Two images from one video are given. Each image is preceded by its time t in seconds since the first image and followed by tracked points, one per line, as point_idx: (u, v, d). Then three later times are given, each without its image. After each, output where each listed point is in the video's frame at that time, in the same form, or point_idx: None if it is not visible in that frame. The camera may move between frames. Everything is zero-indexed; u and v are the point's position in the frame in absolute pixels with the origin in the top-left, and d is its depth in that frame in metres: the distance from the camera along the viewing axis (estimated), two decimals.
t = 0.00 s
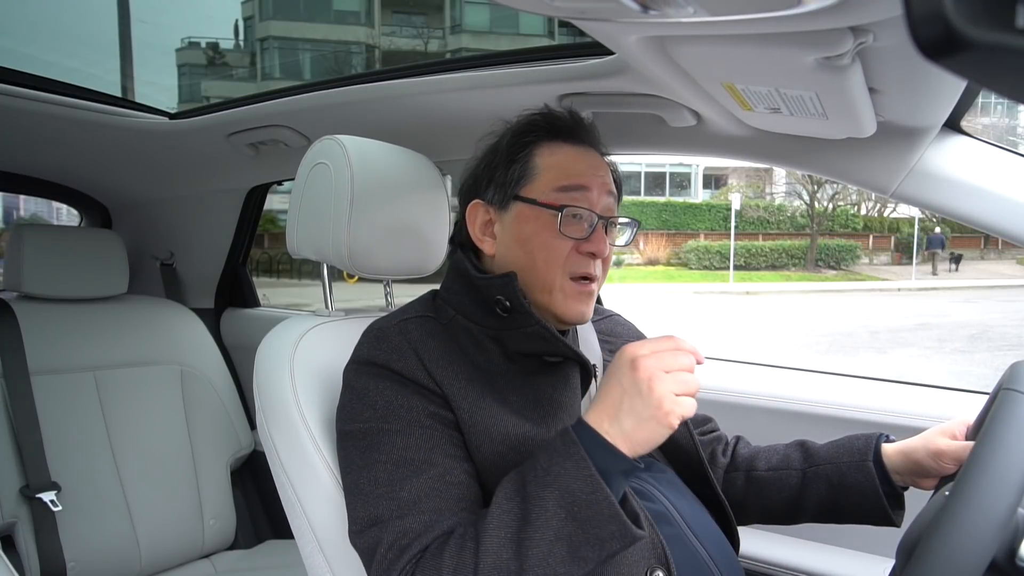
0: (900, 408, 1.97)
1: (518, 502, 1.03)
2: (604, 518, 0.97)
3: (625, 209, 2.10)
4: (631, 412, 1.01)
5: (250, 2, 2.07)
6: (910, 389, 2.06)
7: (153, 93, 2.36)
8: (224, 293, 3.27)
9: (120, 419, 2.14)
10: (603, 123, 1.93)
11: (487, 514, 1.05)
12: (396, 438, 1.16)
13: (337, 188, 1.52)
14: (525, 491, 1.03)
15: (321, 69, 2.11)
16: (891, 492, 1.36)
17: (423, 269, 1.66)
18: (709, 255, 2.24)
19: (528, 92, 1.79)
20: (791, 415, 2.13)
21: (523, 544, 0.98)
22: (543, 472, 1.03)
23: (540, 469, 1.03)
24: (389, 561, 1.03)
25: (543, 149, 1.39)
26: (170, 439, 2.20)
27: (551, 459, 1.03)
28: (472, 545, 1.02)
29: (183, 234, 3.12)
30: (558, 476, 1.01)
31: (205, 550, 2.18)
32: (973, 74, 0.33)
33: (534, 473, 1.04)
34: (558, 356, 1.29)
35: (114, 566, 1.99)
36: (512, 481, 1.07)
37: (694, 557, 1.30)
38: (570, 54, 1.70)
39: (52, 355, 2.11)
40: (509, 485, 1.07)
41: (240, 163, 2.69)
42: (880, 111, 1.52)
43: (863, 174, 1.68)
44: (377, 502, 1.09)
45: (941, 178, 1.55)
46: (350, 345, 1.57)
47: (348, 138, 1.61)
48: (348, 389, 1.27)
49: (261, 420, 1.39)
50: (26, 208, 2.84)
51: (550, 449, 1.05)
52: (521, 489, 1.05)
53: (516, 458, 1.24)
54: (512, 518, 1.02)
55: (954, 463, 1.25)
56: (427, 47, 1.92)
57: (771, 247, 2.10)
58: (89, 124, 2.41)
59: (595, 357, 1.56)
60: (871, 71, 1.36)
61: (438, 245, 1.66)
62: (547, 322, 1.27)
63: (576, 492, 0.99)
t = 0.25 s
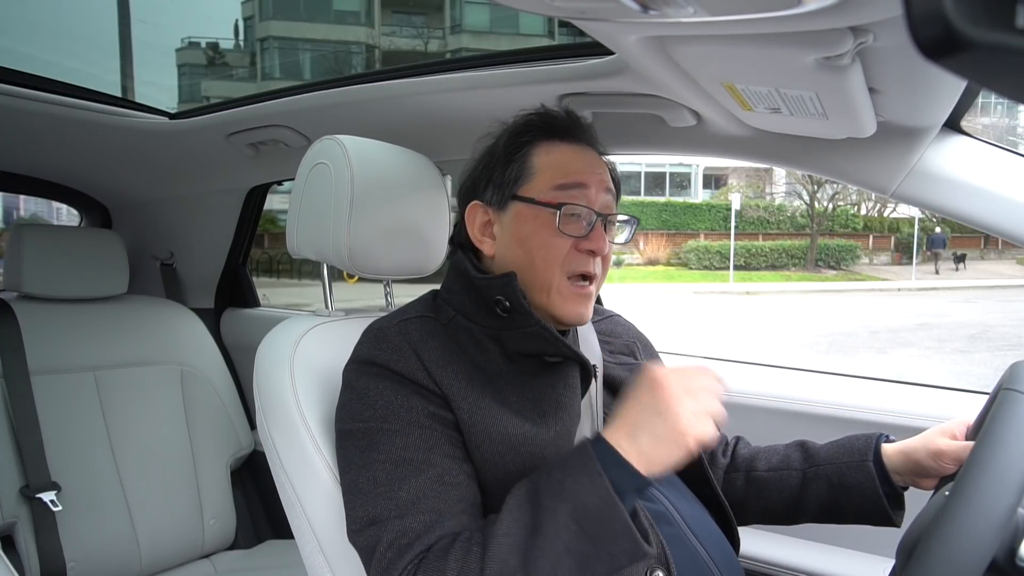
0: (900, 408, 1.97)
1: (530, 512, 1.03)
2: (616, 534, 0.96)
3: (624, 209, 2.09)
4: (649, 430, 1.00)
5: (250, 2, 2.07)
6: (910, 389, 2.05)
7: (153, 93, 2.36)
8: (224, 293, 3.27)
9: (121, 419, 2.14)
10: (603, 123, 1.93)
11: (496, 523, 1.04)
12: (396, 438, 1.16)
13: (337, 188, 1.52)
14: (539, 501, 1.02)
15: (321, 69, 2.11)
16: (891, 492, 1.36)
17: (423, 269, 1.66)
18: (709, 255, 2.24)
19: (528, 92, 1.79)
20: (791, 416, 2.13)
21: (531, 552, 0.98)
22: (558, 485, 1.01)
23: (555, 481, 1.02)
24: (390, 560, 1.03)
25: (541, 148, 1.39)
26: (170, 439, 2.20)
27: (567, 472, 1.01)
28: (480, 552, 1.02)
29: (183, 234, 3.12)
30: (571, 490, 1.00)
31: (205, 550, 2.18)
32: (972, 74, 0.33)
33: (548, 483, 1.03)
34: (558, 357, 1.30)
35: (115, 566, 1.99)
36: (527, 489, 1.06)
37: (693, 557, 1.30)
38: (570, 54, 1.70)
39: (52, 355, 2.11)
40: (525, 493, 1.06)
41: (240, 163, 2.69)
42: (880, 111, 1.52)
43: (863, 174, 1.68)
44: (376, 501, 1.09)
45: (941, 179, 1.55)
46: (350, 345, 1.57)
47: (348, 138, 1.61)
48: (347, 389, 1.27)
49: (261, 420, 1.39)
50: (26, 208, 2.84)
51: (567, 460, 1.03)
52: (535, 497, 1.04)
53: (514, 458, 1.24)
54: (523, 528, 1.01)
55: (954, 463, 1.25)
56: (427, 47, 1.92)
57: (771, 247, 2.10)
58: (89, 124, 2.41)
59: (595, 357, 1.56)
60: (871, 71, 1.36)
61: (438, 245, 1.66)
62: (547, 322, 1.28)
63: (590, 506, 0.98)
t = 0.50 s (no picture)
0: (900, 408, 1.97)
1: (556, 528, 0.99)
2: (642, 554, 0.96)
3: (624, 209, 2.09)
4: (680, 463, 1.04)
5: (250, 2, 2.07)
6: (910, 389, 2.04)
7: (153, 93, 2.36)
8: (224, 293, 3.27)
9: (120, 419, 2.14)
10: (603, 123, 1.93)
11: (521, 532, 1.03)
12: (398, 441, 1.15)
13: (337, 188, 1.52)
14: (563, 517, 1.00)
15: (321, 69, 2.11)
16: (891, 491, 1.36)
17: (422, 269, 1.66)
18: (709, 255, 2.25)
19: (527, 92, 1.79)
20: (792, 416, 2.13)
21: (558, 570, 0.95)
22: (586, 506, 1.00)
23: (583, 501, 1.00)
24: (398, 564, 1.02)
25: (500, 146, 1.39)
26: (170, 439, 2.20)
27: (593, 491, 1.01)
28: (502, 563, 0.98)
29: (183, 234, 3.12)
30: (601, 513, 0.98)
31: (205, 550, 2.18)
32: (971, 75, 0.33)
33: (576, 501, 1.01)
34: (554, 356, 1.32)
35: (115, 566, 1.99)
36: (551, 502, 1.04)
37: (694, 558, 1.29)
38: (569, 54, 1.70)
39: (52, 355, 2.11)
40: (547, 507, 1.03)
41: (240, 163, 2.69)
42: (880, 111, 1.52)
43: (863, 174, 1.68)
44: (379, 504, 1.08)
45: (942, 179, 1.55)
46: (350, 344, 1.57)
47: (347, 138, 1.61)
48: (348, 390, 1.27)
49: (261, 420, 1.39)
50: (26, 208, 2.84)
51: (595, 482, 1.02)
52: (560, 514, 1.01)
53: (516, 462, 1.22)
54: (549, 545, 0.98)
55: (954, 463, 1.25)
56: (427, 47, 1.92)
57: (771, 247, 2.10)
58: (88, 124, 2.41)
59: (594, 356, 1.56)
60: (871, 72, 1.36)
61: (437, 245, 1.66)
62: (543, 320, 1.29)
63: (618, 528, 0.97)
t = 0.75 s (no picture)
0: (900, 408, 1.97)
1: None
2: None
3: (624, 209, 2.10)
4: None
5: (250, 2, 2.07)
6: (910, 389, 2.05)
7: (153, 93, 2.36)
8: (224, 293, 3.27)
9: (120, 419, 2.14)
10: (603, 123, 1.93)
11: None
12: (391, 448, 1.16)
13: (337, 188, 1.51)
14: None
15: (321, 69, 2.11)
16: (891, 491, 1.36)
17: (422, 269, 1.66)
18: (709, 255, 2.24)
19: (527, 92, 1.79)
20: (792, 416, 2.13)
21: None
22: None
23: None
24: None
25: (502, 146, 1.39)
26: (170, 439, 2.20)
27: None
28: None
29: (183, 234, 3.12)
30: None
31: (205, 550, 2.18)
32: (971, 75, 0.33)
33: None
34: (554, 356, 1.32)
35: (115, 566, 1.99)
36: None
37: (693, 557, 1.30)
38: (569, 54, 1.70)
39: (52, 355, 2.11)
40: None
41: (240, 163, 2.69)
42: (880, 111, 1.52)
43: (863, 174, 1.68)
44: (369, 512, 1.10)
45: (942, 179, 1.55)
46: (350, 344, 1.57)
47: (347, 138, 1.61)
48: (347, 391, 1.27)
49: (261, 420, 1.39)
50: (26, 208, 2.84)
51: None
52: None
53: (513, 464, 1.21)
54: None
55: (954, 463, 1.24)
56: (427, 47, 1.92)
57: (771, 247, 2.10)
58: (88, 124, 2.41)
59: (593, 356, 1.56)
60: (871, 72, 1.36)
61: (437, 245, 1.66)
62: (542, 319, 1.30)
63: None
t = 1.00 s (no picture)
0: (900, 408, 1.97)
1: None
2: None
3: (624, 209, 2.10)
4: None
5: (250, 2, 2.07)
6: (910, 389, 2.05)
7: (153, 93, 2.36)
8: (224, 293, 3.27)
9: (120, 419, 2.14)
10: (604, 123, 1.93)
11: None
12: (393, 451, 1.16)
13: (337, 188, 1.52)
14: None
15: (321, 69, 2.11)
16: (891, 491, 1.36)
17: (422, 269, 1.66)
18: (709, 255, 2.23)
19: (527, 92, 1.79)
20: (792, 416, 2.13)
21: None
22: None
23: None
24: None
25: (514, 146, 1.38)
26: (170, 439, 2.20)
27: None
28: None
29: (183, 234, 3.12)
30: None
31: (205, 550, 2.18)
32: (971, 75, 0.33)
33: None
34: (555, 357, 1.32)
35: (115, 566, 1.99)
36: None
37: (692, 557, 1.30)
38: (569, 54, 1.70)
39: (52, 355, 2.11)
40: None
41: (240, 163, 2.69)
42: (880, 111, 1.52)
43: (863, 174, 1.68)
44: (372, 514, 1.10)
45: (942, 179, 1.56)
46: (350, 344, 1.57)
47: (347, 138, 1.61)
48: (348, 391, 1.27)
49: (262, 420, 1.39)
50: (26, 208, 2.84)
51: None
52: None
53: (514, 466, 1.21)
54: None
55: (954, 463, 1.24)
56: (427, 47, 1.92)
57: (771, 247, 2.10)
58: (88, 124, 2.41)
59: (593, 356, 1.56)
60: (871, 71, 1.36)
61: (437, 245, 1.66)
62: (544, 321, 1.30)
63: None
